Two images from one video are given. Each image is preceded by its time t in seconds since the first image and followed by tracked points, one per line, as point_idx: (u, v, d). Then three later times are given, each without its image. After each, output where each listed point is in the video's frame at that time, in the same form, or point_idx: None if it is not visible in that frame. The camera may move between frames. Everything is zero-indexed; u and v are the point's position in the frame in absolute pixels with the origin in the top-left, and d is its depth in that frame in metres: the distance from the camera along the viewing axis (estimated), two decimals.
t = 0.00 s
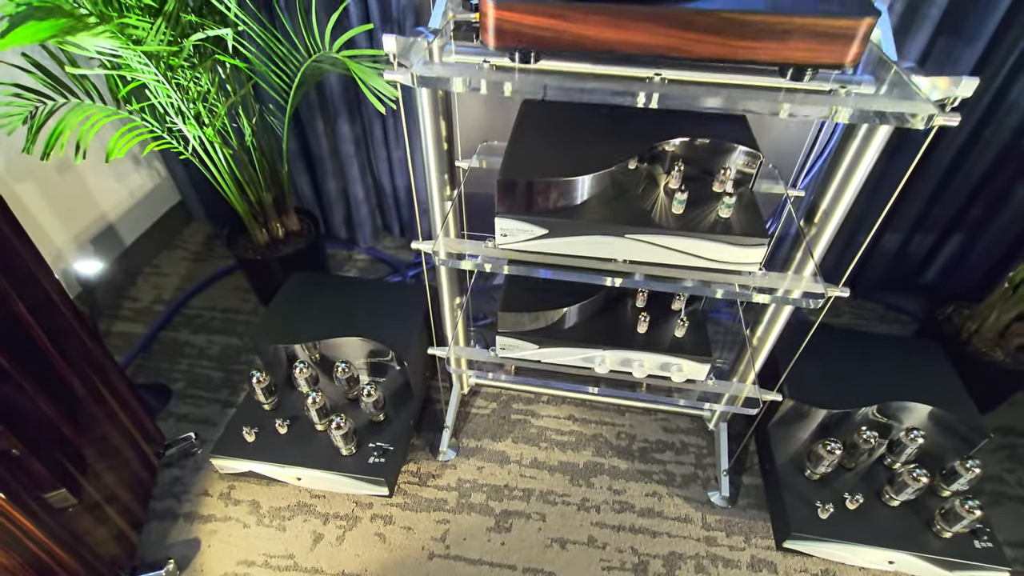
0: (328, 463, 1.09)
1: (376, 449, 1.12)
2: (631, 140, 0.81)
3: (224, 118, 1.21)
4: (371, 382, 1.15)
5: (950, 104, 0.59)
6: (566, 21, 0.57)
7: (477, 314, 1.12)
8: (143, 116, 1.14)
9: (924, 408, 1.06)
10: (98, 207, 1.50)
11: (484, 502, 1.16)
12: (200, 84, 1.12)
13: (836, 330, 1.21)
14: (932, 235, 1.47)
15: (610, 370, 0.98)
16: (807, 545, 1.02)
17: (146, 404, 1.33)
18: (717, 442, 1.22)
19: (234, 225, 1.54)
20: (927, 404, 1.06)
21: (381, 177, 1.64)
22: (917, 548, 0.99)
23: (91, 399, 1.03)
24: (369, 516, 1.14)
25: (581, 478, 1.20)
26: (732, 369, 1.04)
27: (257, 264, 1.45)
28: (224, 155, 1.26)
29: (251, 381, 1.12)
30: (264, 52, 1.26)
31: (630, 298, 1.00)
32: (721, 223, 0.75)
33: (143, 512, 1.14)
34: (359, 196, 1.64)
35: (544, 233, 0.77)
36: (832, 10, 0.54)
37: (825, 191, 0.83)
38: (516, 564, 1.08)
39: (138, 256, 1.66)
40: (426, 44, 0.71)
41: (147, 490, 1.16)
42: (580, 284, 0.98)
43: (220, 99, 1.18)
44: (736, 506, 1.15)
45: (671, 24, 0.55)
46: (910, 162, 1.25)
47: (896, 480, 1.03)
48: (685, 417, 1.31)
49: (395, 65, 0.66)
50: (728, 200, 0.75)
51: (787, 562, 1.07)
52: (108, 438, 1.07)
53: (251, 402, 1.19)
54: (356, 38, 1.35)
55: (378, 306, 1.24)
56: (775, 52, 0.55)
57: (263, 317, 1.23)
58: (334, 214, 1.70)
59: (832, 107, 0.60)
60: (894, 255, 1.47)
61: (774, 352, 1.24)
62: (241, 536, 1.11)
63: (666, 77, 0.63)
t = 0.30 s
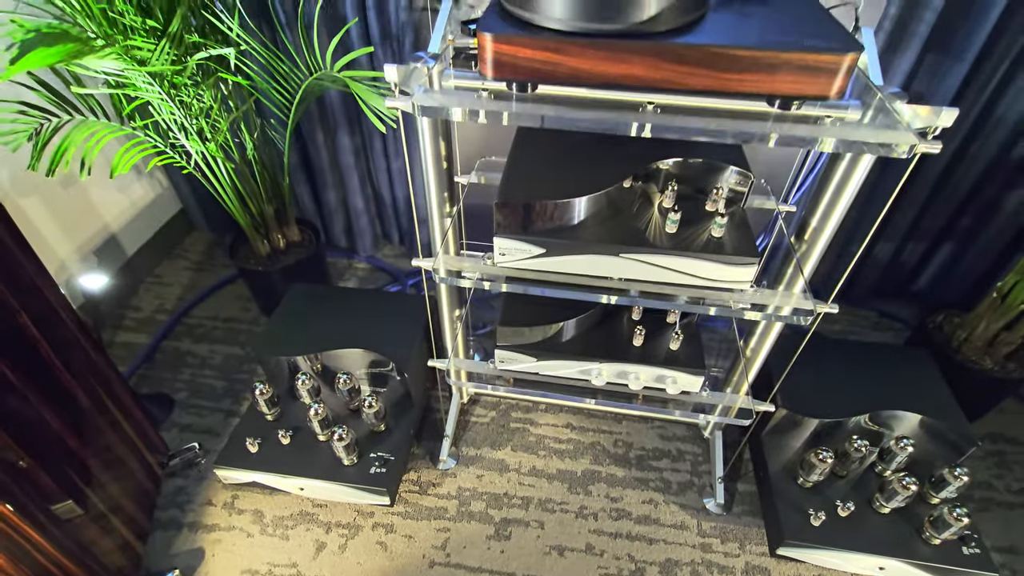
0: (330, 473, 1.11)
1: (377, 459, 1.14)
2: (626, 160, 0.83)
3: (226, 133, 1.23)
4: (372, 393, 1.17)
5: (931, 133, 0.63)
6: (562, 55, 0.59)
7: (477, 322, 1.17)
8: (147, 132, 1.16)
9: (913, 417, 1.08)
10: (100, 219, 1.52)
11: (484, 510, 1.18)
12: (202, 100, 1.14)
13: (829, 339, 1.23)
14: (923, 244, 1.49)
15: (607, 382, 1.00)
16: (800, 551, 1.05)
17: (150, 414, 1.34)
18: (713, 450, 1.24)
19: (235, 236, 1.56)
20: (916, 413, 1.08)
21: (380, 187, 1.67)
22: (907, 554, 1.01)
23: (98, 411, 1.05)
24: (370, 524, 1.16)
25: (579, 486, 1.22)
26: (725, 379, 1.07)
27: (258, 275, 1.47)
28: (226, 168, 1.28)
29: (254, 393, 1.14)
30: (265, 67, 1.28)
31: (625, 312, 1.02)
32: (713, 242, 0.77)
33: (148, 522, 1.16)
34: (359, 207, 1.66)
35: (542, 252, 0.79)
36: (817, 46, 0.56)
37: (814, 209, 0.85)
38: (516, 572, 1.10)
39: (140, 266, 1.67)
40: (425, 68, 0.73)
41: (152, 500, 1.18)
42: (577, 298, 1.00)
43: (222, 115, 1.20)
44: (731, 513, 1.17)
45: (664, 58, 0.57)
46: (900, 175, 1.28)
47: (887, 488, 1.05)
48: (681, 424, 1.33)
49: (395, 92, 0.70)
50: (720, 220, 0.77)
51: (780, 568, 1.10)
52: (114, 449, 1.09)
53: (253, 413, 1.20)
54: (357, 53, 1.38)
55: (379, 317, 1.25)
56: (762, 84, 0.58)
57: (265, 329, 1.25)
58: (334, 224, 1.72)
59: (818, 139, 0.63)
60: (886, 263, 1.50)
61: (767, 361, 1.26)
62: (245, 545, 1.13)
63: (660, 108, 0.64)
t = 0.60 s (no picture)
0: (334, 483, 1.14)
1: (381, 469, 1.17)
2: (622, 179, 0.85)
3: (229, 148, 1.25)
4: (375, 403, 1.19)
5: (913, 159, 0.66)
6: (559, 87, 0.61)
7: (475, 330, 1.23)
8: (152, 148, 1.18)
9: (902, 424, 1.11)
10: (104, 230, 1.53)
11: (484, 517, 1.21)
12: (206, 117, 1.16)
13: (821, 348, 1.26)
14: (913, 251, 1.52)
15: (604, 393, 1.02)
16: (792, 556, 1.08)
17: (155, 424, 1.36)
18: (708, 456, 1.27)
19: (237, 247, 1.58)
20: (904, 420, 1.11)
21: (380, 196, 1.69)
22: (897, 558, 1.04)
23: (108, 424, 1.07)
24: (373, 532, 1.18)
25: (577, 493, 1.25)
26: (721, 388, 1.11)
27: (261, 286, 1.49)
28: (229, 182, 1.30)
29: (259, 404, 1.16)
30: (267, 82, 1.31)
31: (621, 325, 1.05)
32: (705, 260, 0.80)
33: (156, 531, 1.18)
34: (359, 217, 1.69)
35: (540, 271, 0.81)
36: (803, 80, 0.59)
37: (803, 226, 0.88)
38: None
39: (144, 276, 1.69)
40: (426, 95, 0.76)
41: (159, 509, 1.21)
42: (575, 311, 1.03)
43: (226, 130, 1.22)
44: (726, 518, 1.20)
45: (657, 91, 0.60)
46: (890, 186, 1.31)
47: (877, 494, 1.08)
48: (677, 431, 1.36)
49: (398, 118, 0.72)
50: (713, 239, 0.80)
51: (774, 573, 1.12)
52: (122, 460, 1.11)
53: (257, 424, 1.23)
54: (358, 68, 1.40)
55: (381, 328, 1.28)
56: (751, 115, 0.60)
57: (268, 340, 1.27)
58: (335, 233, 1.75)
59: (805, 168, 0.65)
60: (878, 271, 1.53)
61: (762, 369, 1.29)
62: (251, 553, 1.15)
63: (654, 136, 0.67)
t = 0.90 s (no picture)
0: (339, 490, 1.15)
1: (384, 476, 1.18)
2: (622, 192, 0.87)
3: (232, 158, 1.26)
4: (378, 411, 1.21)
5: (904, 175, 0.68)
6: (562, 107, 0.63)
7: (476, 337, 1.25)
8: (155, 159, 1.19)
9: (898, 428, 1.13)
10: (106, 239, 1.52)
11: (487, 522, 1.22)
12: (209, 129, 1.17)
13: (817, 353, 1.28)
14: (909, 256, 1.55)
15: (605, 400, 1.04)
16: (789, 559, 1.10)
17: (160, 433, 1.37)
18: (707, 460, 1.29)
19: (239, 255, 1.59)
20: (899, 424, 1.13)
21: (380, 203, 1.70)
22: (892, 561, 1.06)
23: (115, 434, 1.08)
24: (377, 538, 1.20)
25: (578, 497, 1.26)
26: (719, 394, 1.13)
27: (263, 294, 1.50)
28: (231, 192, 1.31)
29: (264, 413, 1.18)
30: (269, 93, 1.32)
31: (621, 333, 1.06)
32: (704, 272, 0.82)
33: (162, 539, 1.19)
34: (359, 224, 1.70)
35: (542, 283, 0.83)
36: (798, 101, 0.61)
37: (800, 237, 0.90)
38: None
39: (146, 283, 1.69)
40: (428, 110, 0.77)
41: (165, 518, 1.22)
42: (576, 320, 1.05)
43: (229, 141, 1.23)
44: (725, 522, 1.22)
45: (658, 111, 0.62)
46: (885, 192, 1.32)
47: (872, 497, 1.10)
48: (676, 435, 1.38)
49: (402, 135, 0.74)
50: (710, 252, 0.82)
51: None
52: (128, 470, 1.12)
53: (262, 433, 1.24)
54: (359, 78, 1.42)
55: (384, 336, 1.29)
56: (747, 135, 0.62)
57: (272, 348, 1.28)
58: (335, 240, 1.76)
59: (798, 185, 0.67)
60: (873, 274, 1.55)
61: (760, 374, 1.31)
62: (256, 560, 1.17)
63: (654, 153, 0.69)
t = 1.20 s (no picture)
0: (339, 497, 1.16)
1: (384, 482, 1.19)
2: (619, 202, 0.88)
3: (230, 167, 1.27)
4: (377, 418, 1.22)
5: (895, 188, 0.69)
6: (559, 122, 0.64)
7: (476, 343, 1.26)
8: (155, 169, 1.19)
9: (892, 432, 1.14)
10: (104, 247, 1.52)
11: (486, 527, 1.23)
12: (208, 139, 1.18)
13: (813, 357, 1.29)
14: (903, 259, 1.56)
15: (603, 406, 1.05)
16: (786, 562, 1.11)
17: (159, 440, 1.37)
18: (704, 464, 1.30)
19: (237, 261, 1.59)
20: (893, 428, 1.14)
21: (378, 209, 1.71)
22: (886, 563, 1.08)
23: (115, 443, 1.09)
24: (377, 544, 1.20)
25: (577, 502, 1.27)
26: (715, 398, 1.14)
27: (262, 300, 1.50)
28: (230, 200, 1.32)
29: (264, 421, 1.18)
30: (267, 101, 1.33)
31: (619, 340, 1.08)
32: (700, 281, 0.83)
33: (163, 547, 1.19)
34: (357, 229, 1.71)
35: (540, 292, 0.84)
36: (791, 116, 0.62)
37: (794, 245, 0.91)
38: None
39: (143, 290, 1.69)
40: (427, 122, 0.78)
41: (166, 525, 1.22)
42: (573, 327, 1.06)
43: (228, 150, 1.24)
44: (722, 525, 1.23)
45: (654, 127, 0.63)
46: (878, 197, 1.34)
47: (867, 500, 1.12)
48: (674, 439, 1.39)
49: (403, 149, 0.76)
50: (706, 260, 0.84)
51: None
52: (128, 478, 1.12)
53: (262, 440, 1.24)
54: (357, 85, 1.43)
55: (384, 343, 1.30)
56: (742, 150, 0.63)
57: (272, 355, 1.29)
58: (333, 245, 1.76)
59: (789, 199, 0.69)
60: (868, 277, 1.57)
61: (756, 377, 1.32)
62: (257, 567, 1.17)
63: (650, 167, 0.70)
